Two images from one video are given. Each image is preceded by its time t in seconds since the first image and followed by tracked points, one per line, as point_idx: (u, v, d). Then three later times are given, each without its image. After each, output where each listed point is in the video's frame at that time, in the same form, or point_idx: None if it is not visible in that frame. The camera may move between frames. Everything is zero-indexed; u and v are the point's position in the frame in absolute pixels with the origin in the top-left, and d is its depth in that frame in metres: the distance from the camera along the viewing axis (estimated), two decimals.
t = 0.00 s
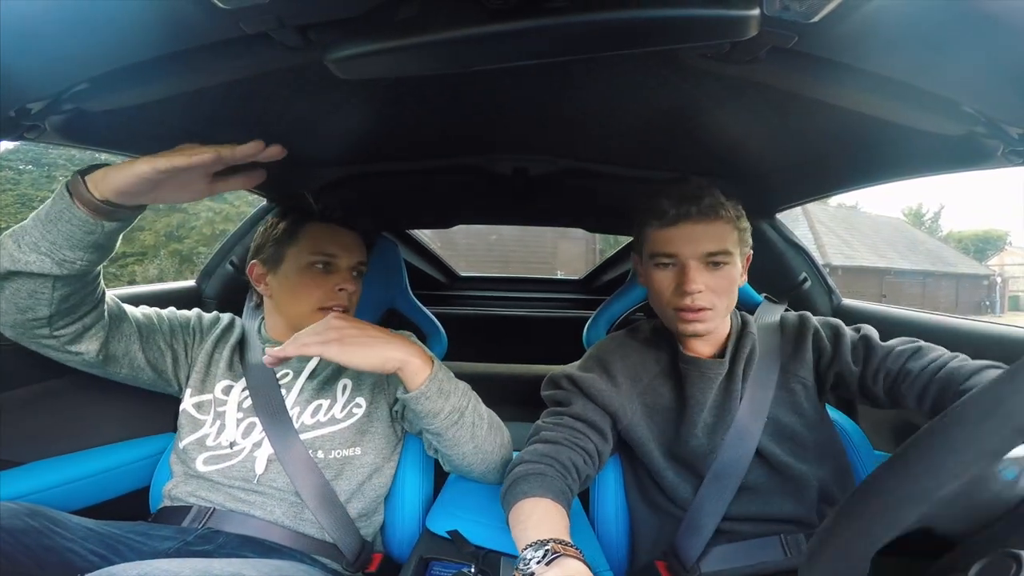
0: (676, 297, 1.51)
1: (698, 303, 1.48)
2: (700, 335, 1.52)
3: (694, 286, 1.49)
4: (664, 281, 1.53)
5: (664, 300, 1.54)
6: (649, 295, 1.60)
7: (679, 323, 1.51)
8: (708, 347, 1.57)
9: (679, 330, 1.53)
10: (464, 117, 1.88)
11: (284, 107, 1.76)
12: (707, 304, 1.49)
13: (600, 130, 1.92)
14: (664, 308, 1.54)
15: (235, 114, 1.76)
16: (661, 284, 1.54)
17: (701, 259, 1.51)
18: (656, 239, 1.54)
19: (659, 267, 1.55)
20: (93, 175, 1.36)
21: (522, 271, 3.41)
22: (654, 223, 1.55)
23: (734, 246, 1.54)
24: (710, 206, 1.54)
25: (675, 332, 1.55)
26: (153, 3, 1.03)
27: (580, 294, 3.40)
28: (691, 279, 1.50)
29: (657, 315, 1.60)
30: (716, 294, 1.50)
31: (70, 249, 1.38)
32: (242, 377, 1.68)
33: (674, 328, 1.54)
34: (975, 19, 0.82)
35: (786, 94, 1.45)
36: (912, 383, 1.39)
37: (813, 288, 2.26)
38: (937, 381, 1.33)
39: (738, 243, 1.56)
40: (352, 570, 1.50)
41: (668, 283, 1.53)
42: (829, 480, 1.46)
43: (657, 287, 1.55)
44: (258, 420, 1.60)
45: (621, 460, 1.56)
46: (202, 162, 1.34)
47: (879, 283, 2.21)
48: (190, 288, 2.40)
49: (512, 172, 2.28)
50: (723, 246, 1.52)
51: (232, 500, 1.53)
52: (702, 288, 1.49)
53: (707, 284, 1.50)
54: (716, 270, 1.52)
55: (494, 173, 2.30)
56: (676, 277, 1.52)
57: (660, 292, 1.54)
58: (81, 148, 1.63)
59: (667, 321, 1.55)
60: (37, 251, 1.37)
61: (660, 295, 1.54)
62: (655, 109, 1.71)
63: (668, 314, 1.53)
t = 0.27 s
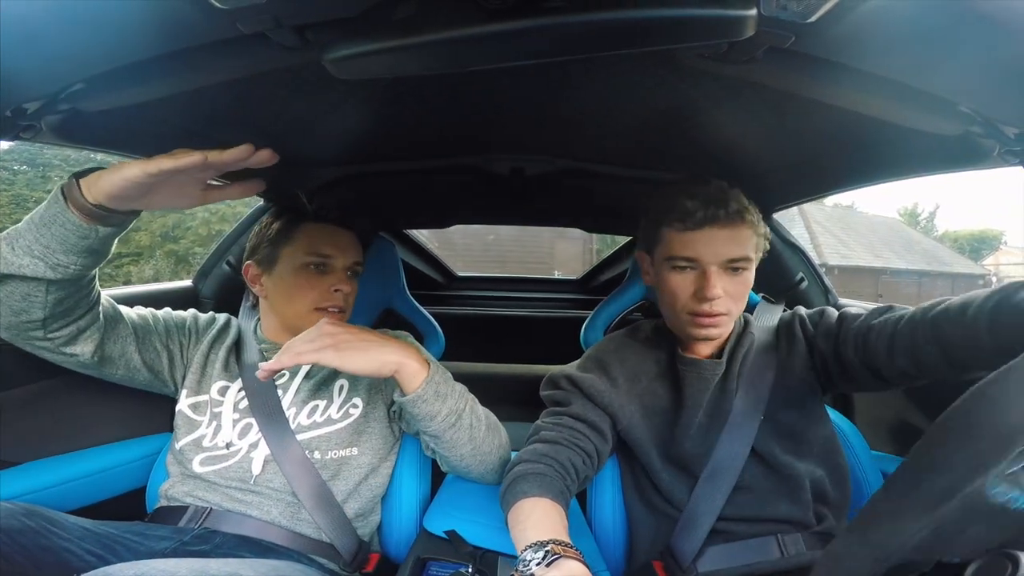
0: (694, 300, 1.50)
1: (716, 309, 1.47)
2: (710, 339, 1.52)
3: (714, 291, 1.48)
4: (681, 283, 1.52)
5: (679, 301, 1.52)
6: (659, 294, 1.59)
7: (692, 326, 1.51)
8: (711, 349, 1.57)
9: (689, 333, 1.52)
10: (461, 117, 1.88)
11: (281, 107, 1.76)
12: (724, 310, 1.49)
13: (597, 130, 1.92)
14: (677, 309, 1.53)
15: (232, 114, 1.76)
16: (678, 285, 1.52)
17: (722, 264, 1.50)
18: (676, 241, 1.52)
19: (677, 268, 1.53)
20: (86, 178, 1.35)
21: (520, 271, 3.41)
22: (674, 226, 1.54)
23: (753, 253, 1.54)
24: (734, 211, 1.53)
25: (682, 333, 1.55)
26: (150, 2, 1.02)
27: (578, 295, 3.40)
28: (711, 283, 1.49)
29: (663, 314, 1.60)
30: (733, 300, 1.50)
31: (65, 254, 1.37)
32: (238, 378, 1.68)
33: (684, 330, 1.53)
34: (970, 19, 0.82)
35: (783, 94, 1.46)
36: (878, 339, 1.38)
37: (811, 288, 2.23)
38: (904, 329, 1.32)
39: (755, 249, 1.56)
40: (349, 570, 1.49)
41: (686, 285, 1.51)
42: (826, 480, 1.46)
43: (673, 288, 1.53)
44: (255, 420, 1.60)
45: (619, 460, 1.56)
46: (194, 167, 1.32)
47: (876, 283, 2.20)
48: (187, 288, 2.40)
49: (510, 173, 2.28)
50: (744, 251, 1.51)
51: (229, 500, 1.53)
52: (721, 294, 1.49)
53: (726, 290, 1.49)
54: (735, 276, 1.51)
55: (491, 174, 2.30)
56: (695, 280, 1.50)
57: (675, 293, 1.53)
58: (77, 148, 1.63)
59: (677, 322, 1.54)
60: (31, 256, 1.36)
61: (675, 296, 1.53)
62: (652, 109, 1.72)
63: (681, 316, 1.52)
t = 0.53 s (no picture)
0: (702, 291, 1.50)
1: (722, 301, 1.48)
2: (712, 333, 1.52)
3: (723, 282, 1.48)
4: (689, 273, 1.52)
5: (686, 292, 1.52)
6: (665, 285, 1.59)
7: (696, 318, 1.51)
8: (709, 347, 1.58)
9: (692, 325, 1.53)
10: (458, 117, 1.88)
11: (278, 107, 1.76)
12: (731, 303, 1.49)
13: (594, 130, 1.92)
14: (683, 301, 1.53)
15: (229, 113, 1.76)
16: (687, 275, 1.52)
17: (732, 257, 1.50)
18: (687, 231, 1.52)
19: (685, 259, 1.53)
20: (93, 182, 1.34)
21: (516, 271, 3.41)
22: (685, 216, 1.54)
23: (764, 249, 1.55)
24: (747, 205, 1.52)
25: (683, 326, 1.55)
26: (147, 2, 1.02)
27: (575, 294, 3.40)
28: (720, 275, 1.49)
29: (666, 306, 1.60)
30: (740, 294, 1.51)
31: (69, 255, 1.37)
32: (236, 378, 1.67)
33: (688, 322, 1.53)
34: (965, 19, 0.83)
35: (779, 94, 1.46)
36: (820, 366, 1.34)
37: (804, 288, 2.30)
38: (835, 365, 1.27)
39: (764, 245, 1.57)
40: (345, 570, 1.50)
41: (695, 277, 1.51)
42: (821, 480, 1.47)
43: (682, 279, 1.53)
44: (251, 420, 1.59)
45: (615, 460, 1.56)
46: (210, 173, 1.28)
47: (872, 283, 2.21)
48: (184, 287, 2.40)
49: (506, 173, 2.28)
50: (756, 246, 1.51)
51: (225, 500, 1.52)
52: (729, 287, 1.49)
53: (735, 283, 1.50)
54: (744, 269, 1.52)
55: (488, 174, 2.30)
56: (704, 272, 1.50)
57: (683, 284, 1.53)
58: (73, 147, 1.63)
59: (680, 314, 1.54)
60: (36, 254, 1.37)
61: (682, 287, 1.53)
62: (649, 109, 1.72)
63: (687, 307, 1.52)
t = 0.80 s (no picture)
0: (701, 289, 1.50)
1: (721, 299, 1.49)
2: (711, 332, 1.53)
3: (722, 280, 1.49)
4: (688, 271, 1.52)
5: (686, 290, 1.53)
6: (664, 282, 1.59)
7: (695, 315, 1.51)
8: (707, 347, 1.58)
9: (691, 323, 1.53)
10: (455, 116, 1.88)
11: (275, 106, 1.75)
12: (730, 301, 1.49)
13: (591, 130, 1.92)
14: (682, 298, 1.53)
15: (225, 113, 1.75)
16: (686, 273, 1.53)
17: (732, 256, 1.50)
18: (688, 229, 1.53)
19: (685, 257, 1.53)
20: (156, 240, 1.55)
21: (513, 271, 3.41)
22: (685, 215, 1.54)
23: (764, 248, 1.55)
24: (747, 204, 1.53)
25: (682, 324, 1.55)
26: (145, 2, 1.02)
27: (571, 294, 3.41)
28: (721, 273, 1.49)
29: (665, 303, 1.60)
30: (739, 293, 1.51)
31: (115, 309, 1.51)
32: (232, 378, 1.67)
33: (686, 320, 1.53)
34: (961, 19, 0.83)
35: (776, 94, 1.46)
36: (818, 391, 1.38)
37: (802, 288, 2.33)
38: (833, 396, 1.31)
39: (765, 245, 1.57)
40: (342, 570, 1.51)
41: (695, 274, 1.52)
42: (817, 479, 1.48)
43: (681, 276, 1.53)
44: (248, 421, 1.59)
45: (612, 459, 1.56)
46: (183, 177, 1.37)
47: (867, 283, 2.21)
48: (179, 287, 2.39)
49: (503, 172, 2.28)
50: (756, 245, 1.51)
51: (221, 500, 1.52)
52: (729, 285, 1.49)
53: (735, 281, 1.50)
54: (745, 269, 1.52)
55: (485, 173, 2.30)
56: (704, 270, 1.51)
57: (682, 282, 1.53)
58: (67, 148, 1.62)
59: (679, 311, 1.55)
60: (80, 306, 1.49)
61: (682, 285, 1.53)
62: (645, 109, 1.72)
63: (686, 304, 1.52)
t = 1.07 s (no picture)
0: (699, 288, 1.51)
1: (718, 297, 1.48)
2: (708, 330, 1.53)
3: (720, 278, 1.49)
4: (687, 270, 1.53)
5: (684, 289, 1.53)
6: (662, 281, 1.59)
7: (691, 314, 1.51)
8: (705, 347, 1.58)
9: (688, 322, 1.53)
10: (453, 116, 1.88)
11: (273, 106, 1.75)
12: (728, 301, 1.49)
13: (588, 130, 1.92)
14: (680, 297, 1.54)
15: (222, 112, 1.75)
16: (684, 271, 1.53)
17: (730, 255, 1.50)
18: (688, 227, 1.54)
19: (684, 255, 1.53)
20: (182, 290, 1.69)
21: (511, 271, 3.41)
22: (685, 213, 1.55)
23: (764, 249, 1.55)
24: (747, 203, 1.53)
25: (680, 322, 1.56)
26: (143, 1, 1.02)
27: (569, 294, 3.41)
28: (718, 272, 1.49)
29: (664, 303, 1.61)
30: (737, 292, 1.51)
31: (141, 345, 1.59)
32: (227, 380, 1.67)
33: (683, 318, 1.53)
34: (957, 19, 0.83)
35: (773, 94, 1.47)
36: (820, 391, 1.38)
37: (799, 288, 2.31)
38: (835, 395, 1.31)
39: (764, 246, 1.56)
40: (340, 570, 1.50)
41: (693, 273, 1.52)
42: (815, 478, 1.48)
43: (680, 275, 1.54)
44: (243, 421, 1.59)
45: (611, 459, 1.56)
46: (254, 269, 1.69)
47: (864, 283, 2.21)
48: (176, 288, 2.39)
49: (501, 172, 2.28)
50: (756, 247, 1.51)
51: (218, 500, 1.52)
52: (727, 284, 1.49)
53: (733, 281, 1.50)
54: (743, 268, 1.52)
55: (483, 173, 2.30)
56: (702, 269, 1.51)
57: (680, 280, 1.54)
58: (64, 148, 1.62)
59: (676, 309, 1.55)
60: (111, 338, 1.55)
61: (680, 283, 1.54)
62: (643, 109, 1.72)
63: (683, 303, 1.53)
